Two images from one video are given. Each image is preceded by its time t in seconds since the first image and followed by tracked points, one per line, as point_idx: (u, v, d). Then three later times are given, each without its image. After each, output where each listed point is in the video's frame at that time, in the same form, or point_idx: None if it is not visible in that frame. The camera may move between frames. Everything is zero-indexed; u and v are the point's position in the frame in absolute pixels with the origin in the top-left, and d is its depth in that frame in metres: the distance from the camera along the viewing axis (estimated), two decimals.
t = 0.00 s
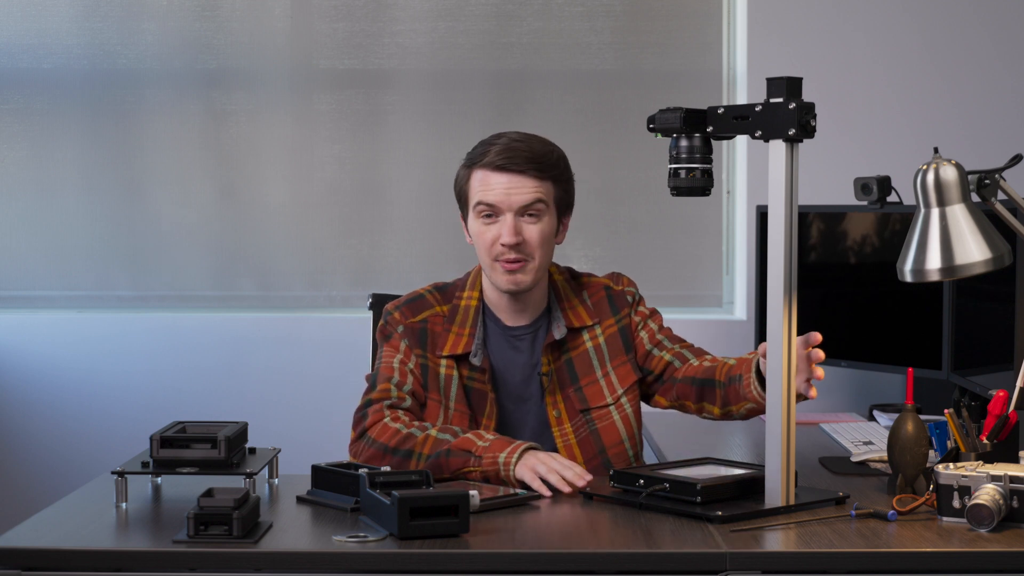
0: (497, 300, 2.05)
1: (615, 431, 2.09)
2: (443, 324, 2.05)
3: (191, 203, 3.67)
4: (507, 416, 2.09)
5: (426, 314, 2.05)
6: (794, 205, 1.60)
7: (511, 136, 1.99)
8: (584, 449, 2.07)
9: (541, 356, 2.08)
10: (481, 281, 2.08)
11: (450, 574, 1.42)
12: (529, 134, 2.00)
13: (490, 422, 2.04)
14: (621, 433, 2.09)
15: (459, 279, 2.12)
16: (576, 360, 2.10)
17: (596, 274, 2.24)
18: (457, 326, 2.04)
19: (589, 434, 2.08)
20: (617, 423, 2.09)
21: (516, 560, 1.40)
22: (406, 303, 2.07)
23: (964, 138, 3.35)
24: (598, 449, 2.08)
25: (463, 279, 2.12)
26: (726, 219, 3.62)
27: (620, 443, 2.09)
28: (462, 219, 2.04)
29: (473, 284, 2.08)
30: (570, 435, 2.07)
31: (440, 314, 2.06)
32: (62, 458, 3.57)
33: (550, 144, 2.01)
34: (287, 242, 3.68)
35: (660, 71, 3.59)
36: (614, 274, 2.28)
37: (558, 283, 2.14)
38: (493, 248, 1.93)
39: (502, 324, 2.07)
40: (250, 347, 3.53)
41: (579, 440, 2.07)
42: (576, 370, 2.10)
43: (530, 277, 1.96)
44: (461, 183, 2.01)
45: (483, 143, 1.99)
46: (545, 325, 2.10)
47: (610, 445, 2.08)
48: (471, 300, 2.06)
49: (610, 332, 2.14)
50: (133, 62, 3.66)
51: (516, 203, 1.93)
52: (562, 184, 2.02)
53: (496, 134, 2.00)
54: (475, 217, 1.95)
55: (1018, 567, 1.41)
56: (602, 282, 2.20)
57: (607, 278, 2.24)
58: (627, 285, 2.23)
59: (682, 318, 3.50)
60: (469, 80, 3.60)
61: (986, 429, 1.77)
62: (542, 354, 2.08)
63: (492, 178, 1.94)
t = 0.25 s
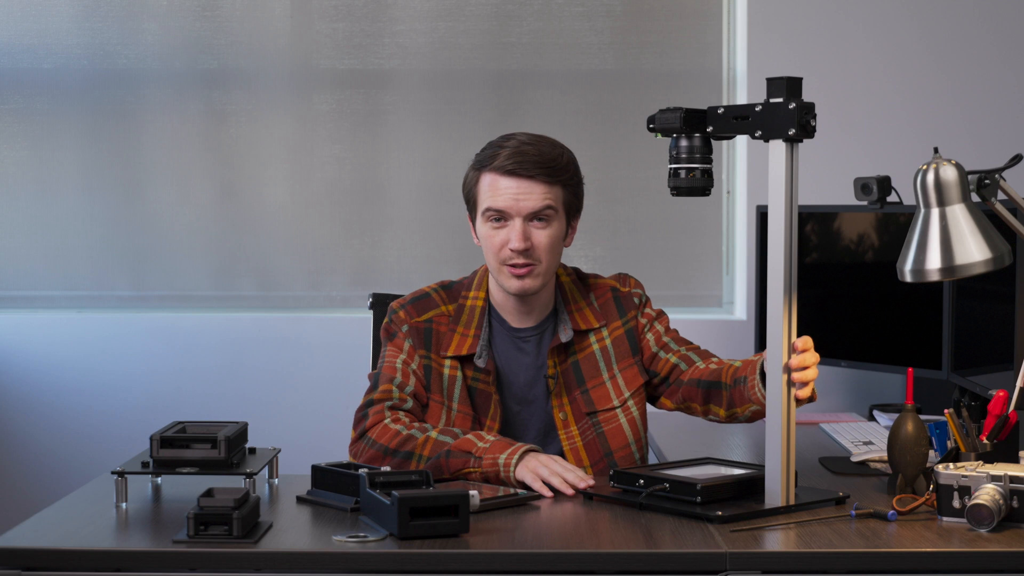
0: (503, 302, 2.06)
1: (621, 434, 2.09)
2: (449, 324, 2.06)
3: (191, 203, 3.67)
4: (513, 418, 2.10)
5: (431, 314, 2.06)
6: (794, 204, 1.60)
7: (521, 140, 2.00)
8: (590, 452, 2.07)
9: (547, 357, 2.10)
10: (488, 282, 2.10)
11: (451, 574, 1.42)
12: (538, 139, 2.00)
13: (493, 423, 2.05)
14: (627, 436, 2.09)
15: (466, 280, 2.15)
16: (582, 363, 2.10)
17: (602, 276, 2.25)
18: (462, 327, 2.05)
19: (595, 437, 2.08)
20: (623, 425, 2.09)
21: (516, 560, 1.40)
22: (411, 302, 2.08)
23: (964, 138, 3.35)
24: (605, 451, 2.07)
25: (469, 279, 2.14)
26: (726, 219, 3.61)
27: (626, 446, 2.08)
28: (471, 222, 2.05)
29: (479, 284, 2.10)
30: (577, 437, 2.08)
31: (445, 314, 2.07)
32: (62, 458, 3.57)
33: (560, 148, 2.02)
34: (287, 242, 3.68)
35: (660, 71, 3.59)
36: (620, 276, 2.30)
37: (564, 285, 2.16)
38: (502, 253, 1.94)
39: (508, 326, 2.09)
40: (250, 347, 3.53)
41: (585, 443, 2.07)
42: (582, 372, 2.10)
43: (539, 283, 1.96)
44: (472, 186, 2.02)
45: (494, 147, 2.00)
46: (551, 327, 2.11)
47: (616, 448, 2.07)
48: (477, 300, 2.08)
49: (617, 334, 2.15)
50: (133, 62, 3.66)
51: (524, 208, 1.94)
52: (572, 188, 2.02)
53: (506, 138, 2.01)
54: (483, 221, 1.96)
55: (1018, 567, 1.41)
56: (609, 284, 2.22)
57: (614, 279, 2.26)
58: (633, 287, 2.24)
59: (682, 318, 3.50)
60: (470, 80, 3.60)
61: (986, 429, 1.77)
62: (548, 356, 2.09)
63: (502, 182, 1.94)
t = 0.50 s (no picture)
0: (509, 304, 2.06)
1: (626, 436, 2.09)
2: (453, 325, 2.06)
3: (191, 203, 3.67)
4: (517, 419, 2.10)
5: (435, 314, 2.06)
6: (794, 204, 1.60)
7: (531, 142, 2.00)
8: (594, 454, 2.07)
9: (552, 359, 2.09)
10: (494, 282, 2.10)
11: (450, 573, 1.42)
12: (549, 141, 2.01)
13: (497, 424, 2.06)
14: (632, 438, 2.09)
15: (471, 279, 2.15)
16: (587, 365, 2.11)
17: (608, 277, 2.26)
18: (466, 328, 2.05)
19: (600, 439, 2.08)
20: (628, 428, 2.09)
21: (515, 560, 1.40)
22: (416, 302, 2.08)
23: (964, 138, 3.35)
24: (610, 454, 2.07)
25: (474, 278, 2.14)
26: (726, 219, 3.61)
27: (631, 449, 2.08)
28: (479, 223, 2.05)
29: (485, 284, 2.10)
30: (581, 439, 2.08)
31: (449, 314, 2.07)
32: (62, 458, 3.57)
33: (569, 150, 2.02)
34: (287, 242, 3.68)
35: (660, 71, 3.59)
36: (626, 277, 2.30)
37: (571, 286, 2.16)
38: (511, 255, 1.93)
39: (514, 327, 2.09)
40: (250, 347, 3.53)
41: (590, 445, 2.07)
42: (588, 374, 2.10)
43: (548, 285, 1.96)
44: (481, 187, 2.02)
45: (503, 148, 2.00)
46: (557, 328, 2.11)
47: (621, 450, 2.07)
48: (482, 301, 2.08)
49: (623, 336, 2.15)
50: (133, 61, 3.66)
51: (534, 210, 1.94)
52: (581, 192, 2.02)
53: (516, 140, 2.02)
54: (492, 222, 1.96)
55: (1018, 567, 1.41)
56: (615, 286, 2.22)
57: (620, 280, 2.27)
58: (639, 288, 2.25)
59: (682, 318, 3.50)
60: (470, 80, 3.60)
61: (986, 429, 1.77)
62: (552, 357, 2.09)
63: (512, 183, 1.95)
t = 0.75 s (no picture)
0: (511, 305, 2.06)
1: (628, 437, 2.08)
2: (455, 325, 2.06)
3: (191, 203, 3.67)
4: (518, 420, 2.10)
5: (437, 314, 2.06)
6: (794, 204, 1.60)
7: (536, 142, 2.00)
8: (597, 455, 2.07)
9: (554, 359, 2.10)
10: (496, 283, 2.10)
11: (450, 573, 1.42)
12: (554, 142, 2.01)
13: (498, 425, 2.06)
14: (634, 439, 2.09)
15: (473, 279, 2.15)
16: (590, 366, 2.11)
17: (610, 278, 2.26)
18: (468, 328, 2.05)
19: (602, 440, 2.07)
20: (631, 428, 2.09)
21: (515, 560, 1.40)
22: (418, 302, 2.08)
23: (964, 138, 3.35)
24: (612, 455, 2.07)
25: (476, 278, 2.14)
26: (726, 219, 3.61)
27: (633, 450, 2.08)
28: (484, 223, 2.05)
29: (487, 285, 2.10)
30: (583, 440, 2.08)
31: (451, 315, 2.07)
32: (62, 458, 3.57)
33: (574, 150, 2.02)
34: (287, 242, 3.68)
35: (660, 72, 3.59)
36: (629, 278, 2.30)
37: (574, 287, 2.16)
38: (515, 255, 1.93)
39: (515, 327, 2.08)
40: (250, 347, 3.53)
41: (592, 446, 2.07)
42: (590, 375, 2.11)
43: (550, 287, 1.96)
44: (485, 187, 2.02)
45: (508, 148, 2.00)
46: (559, 329, 2.11)
47: (623, 451, 2.07)
48: (484, 301, 2.08)
49: (625, 336, 2.15)
50: (133, 61, 3.66)
51: (538, 211, 1.94)
52: (585, 193, 2.02)
53: (521, 141, 2.01)
54: (496, 222, 1.96)
55: (1018, 567, 1.41)
56: (617, 287, 2.23)
57: (622, 281, 2.27)
58: (641, 289, 2.25)
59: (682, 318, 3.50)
60: (470, 80, 3.60)
61: (986, 429, 1.77)
62: (555, 357, 2.09)
63: (517, 184, 1.95)
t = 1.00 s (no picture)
0: (512, 305, 2.06)
1: (628, 438, 2.08)
2: (455, 325, 2.06)
3: (191, 203, 3.67)
4: (518, 420, 2.10)
5: (438, 314, 2.06)
6: (794, 204, 1.60)
7: (532, 141, 2.00)
8: (596, 455, 2.07)
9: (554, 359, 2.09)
10: (496, 283, 2.10)
11: (450, 573, 1.42)
12: (549, 141, 2.01)
13: (498, 425, 2.06)
14: (634, 440, 2.09)
15: (474, 279, 2.15)
16: (590, 366, 2.11)
17: (611, 278, 2.26)
18: (469, 328, 2.05)
19: (602, 441, 2.08)
20: (630, 429, 2.09)
21: (515, 560, 1.40)
22: (418, 302, 2.08)
23: (964, 138, 3.35)
24: (612, 455, 2.07)
25: (477, 278, 2.14)
26: (726, 219, 3.61)
27: (633, 450, 2.08)
28: (481, 224, 2.05)
29: (487, 285, 2.10)
30: (583, 440, 2.08)
31: (451, 315, 2.07)
32: (62, 458, 3.57)
33: (570, 149, 2.02)
34: (287, 242, 3.68)
35: (660, 72, 3.59)
36: (630, 279, 2.30)
37: (574, 287, 2.16)
38: (512, 254, 1.93)
39: (516, 328, 2.08)
40: (249, 347, 3.53)
41: (591, 446, 2.07)
42: (590, 376, 2.11)
43: (549, 285, 1.96)
44: (482, 187, 2.02)
45: (504, 148, 2.01)
46: (559, 329, 2.11)
47: (623, 452, 2.07)
48: (485, 301, 2.08)
49: (625, 337, 2.15)
50: (133, 61, 3.66)
51: (534, 209, 1.94)
52: (582, 190, 2.02)
53: (517, 140, 2.01)
54: (493, 222, 1.96)
55: (1018, 567, 1.41)
56: (618, 287, 2.22)
57: (623, 282, 2.27)
58: (642, 290, 2.25)
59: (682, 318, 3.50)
60: (470, 80, 3.60)
61: (986, 429, 1.77)
62: (555, 358, 2.09)
63: (513, 182, 1.95)
